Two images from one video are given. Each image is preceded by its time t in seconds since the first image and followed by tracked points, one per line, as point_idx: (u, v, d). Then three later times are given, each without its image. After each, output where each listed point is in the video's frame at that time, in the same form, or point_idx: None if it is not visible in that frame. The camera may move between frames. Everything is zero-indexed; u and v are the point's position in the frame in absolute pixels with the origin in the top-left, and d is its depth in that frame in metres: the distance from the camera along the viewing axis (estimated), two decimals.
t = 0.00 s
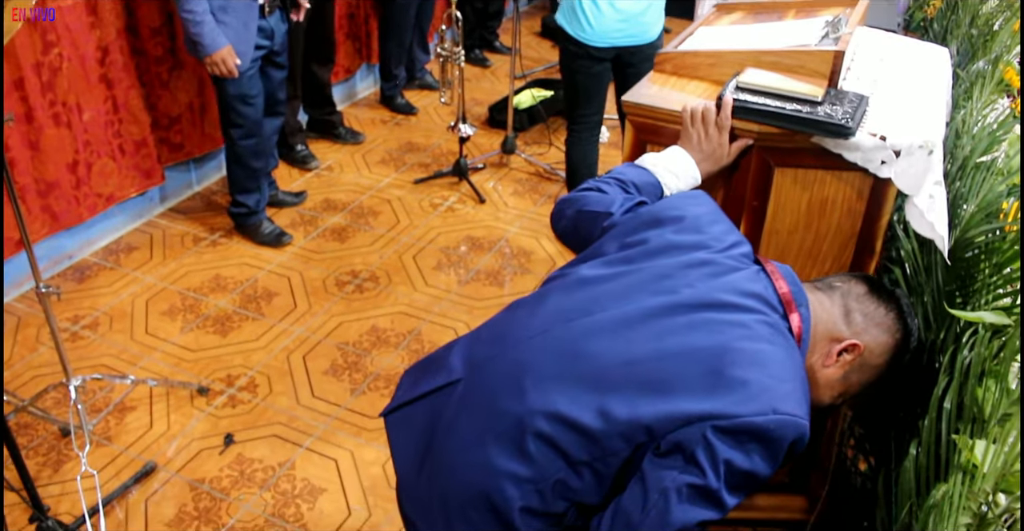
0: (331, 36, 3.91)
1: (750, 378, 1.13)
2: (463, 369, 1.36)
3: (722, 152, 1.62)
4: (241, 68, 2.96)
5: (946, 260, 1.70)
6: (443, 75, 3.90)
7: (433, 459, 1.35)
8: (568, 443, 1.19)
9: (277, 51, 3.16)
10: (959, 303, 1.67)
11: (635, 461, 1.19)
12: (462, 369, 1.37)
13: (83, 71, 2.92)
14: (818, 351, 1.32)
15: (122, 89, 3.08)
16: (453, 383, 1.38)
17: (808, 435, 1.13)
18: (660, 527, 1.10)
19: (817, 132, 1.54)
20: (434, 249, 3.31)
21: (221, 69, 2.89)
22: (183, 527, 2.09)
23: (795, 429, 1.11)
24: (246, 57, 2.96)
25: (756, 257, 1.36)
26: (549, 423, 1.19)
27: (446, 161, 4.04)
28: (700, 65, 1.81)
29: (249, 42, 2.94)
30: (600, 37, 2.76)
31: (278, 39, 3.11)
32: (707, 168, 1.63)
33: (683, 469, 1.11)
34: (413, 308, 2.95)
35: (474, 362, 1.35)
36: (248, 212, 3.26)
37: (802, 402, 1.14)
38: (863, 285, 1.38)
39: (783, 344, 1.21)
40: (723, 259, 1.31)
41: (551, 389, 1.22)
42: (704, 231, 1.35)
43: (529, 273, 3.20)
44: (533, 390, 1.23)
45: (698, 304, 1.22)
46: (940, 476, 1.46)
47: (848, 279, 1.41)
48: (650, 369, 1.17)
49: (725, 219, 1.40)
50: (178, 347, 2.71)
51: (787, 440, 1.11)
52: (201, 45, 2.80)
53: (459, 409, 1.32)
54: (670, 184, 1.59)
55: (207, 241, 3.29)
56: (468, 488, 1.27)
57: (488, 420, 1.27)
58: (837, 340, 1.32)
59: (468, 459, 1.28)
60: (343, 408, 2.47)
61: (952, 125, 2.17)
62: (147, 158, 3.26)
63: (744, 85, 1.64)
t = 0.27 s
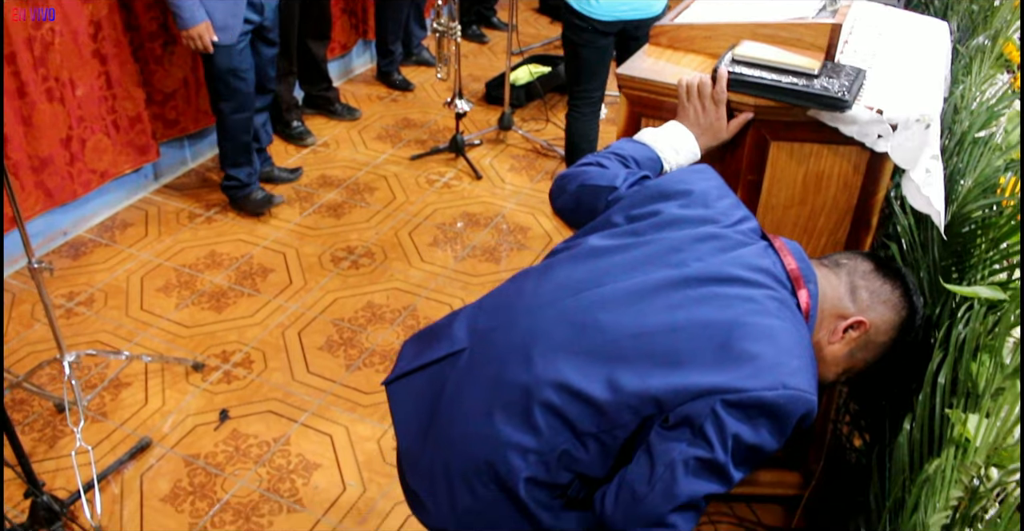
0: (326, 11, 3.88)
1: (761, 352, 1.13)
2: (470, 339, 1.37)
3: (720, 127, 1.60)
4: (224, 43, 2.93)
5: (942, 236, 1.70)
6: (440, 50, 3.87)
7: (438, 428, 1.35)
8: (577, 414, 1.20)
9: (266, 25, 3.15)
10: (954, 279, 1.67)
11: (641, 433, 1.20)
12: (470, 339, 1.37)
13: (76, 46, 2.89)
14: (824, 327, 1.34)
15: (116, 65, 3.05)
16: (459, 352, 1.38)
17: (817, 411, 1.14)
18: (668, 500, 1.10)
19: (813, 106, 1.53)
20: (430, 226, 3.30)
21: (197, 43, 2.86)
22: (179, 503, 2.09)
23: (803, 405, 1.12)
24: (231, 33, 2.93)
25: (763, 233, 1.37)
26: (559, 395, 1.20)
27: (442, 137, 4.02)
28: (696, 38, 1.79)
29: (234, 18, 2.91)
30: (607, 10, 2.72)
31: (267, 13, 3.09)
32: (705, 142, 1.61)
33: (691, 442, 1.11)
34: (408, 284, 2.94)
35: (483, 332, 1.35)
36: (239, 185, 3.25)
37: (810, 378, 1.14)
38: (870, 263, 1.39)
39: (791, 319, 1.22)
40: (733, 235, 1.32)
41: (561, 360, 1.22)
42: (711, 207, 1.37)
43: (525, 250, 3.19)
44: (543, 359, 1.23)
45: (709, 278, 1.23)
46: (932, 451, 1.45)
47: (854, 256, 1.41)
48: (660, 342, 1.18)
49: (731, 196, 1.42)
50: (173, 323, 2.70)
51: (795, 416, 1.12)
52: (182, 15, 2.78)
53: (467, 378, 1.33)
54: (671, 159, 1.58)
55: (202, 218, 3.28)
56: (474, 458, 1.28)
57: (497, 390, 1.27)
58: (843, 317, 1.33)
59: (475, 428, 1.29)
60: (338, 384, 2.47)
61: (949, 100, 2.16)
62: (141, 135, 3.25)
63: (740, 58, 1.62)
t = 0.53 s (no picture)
0: None
1: (772, 327, 1.13)
2: (475, 312, 1.35)
3: (716, 101, 1.58)
4: (219, 21, 2.88)
5: (940, 211, 1.68)
6: (435, 28, 3.84)
7: (444, 401, 1.35)
8: (586, 387, 1.20)
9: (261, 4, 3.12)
10: (952, 255, 1.66)
11: (649, 407, 1.20)
12: (474, 312, 1.36)
13: (66, 24, 2.85)
14: (829, 305, 1.34)
15: (107, 44, 3.02)
16: (463, 325, 1.37)
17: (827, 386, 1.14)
18: (678, 473, 1.12)
19: (809, 79, 1.50)
20: (426, 204, 3.28)
21: (194, 21, 2.80)
22: (174, 484, 2.09)
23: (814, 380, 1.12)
24: (225, 10, 2.88)
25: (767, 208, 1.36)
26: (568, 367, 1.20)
27: (438, 115, 3.99)
28: (692, 12, 1.77)
29: None
30: None
31: None
32: (702, 117, 1.59)
33: (702, 416, 1.12)
34: (403, 263, 2.92)
35: (488, 304, 1.34)
36: (238, 168, 3.22)
37: (820, 353, 1.14)
38: (873, 242, 1.38)
39: (799, 294, 1.21)
40: (739, 209, 1.32)
41: (570, 333, 1.21)
42: (716, 181, 1.36)
43: (521, 228, 3.18)
44: (551, 333, 1.23)
45: (718, 252, 1.22)
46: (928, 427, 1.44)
47: (857, 235, 1.41)
48: (669, 315, 1.17)
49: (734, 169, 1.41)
50: (167, 304, 2.69)
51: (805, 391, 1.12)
52: None
53: (473, 351, 1.32)
54: (669, 134, 1.55)
55: (196, 198, 3.26)
56: (481, 431, 1.28)
57: (505, 363, 1.27)
58: (847, 295, 1.32)
59: (482, 402, 1.28)
60: (334, 364, 2.46)
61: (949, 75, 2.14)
62: (134, 114, 3.22)
63: (735, 31, 1.59)
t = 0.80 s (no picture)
0: None
1: (771, 312, 1.13)
2: (470, 299, 1.34)
3: (706, 84, 1.57)
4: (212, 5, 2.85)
5: (930, 194, 1.68)
6: (422, 13, 3.81)
7: (439, 390, 1.33)
8: (585, 373, 1.19)
9: None
10: (942, 238, 1.65)
11: (648, 393, 1.19)
12: (469, 299, 1.34)
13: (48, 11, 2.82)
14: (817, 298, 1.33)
15: (90, 31, 2.99)
16: (458, 312, 1.35)
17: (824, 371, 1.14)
18: (679, 460, 1.12)
19: (799, 61, 1.49)
20: (415, 191, 3.26)
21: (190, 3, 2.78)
22: (163, 474, 2.07)
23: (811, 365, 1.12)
24: None
25: (758, 195, 1.36)
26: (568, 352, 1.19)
27: (427, 101, 3.97)
28: None
29: None
30: None
31: None
32: (692, 100, 1.57)
33: (703, 401, 1.12)
34: (392, 250, 2.91)
35: (483, 291, 1.32)
36: (224, 157, 3.19)
37: (817, 338, 1.15)
38: (853, 227, 1.36)
39: (795, 279, 1.21)
40: (733, 195, 1.32)
41: (569, 319, 1.20)
42: (709, 166, 1.36)
43: (511, 214, 3.16)
44: (549, 318, 1.21)
45: (715, 238, 1.22)
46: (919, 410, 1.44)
47: (837, 221, 1.39)
48: (668, 300, 1.17)
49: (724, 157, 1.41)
50: (155, 293, 2.67)
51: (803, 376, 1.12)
52: None
53: (468, 338, 1.31)
54: (658, 117, 1.53)
55: (184, 186, 3.23)
56: (478, 419, 1.26)
57: (502, 350, 1.25)
58: (832, 289, 1.32)
59: (479, 389, 1.27)
60: (323, 352, 2.45)
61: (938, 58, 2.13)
62: (120, 102, 3.19)
63: (725, 13, 1.57)
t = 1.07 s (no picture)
0: None
1: (768, 289, 1.12)
2: (463, 285, 1.33)
3: (694, 65, 1.56)
4: None
5: (921, 175, 1.67)
6: None
7: (437, 378, 1.33)
8: (584, 357, 1.19)
9: None
10: (933, 219, 1.64)
11: (648, 375, 1.19)
12: (463, 285, 1.34)
13: None
14: (814, 266, 1.33)
15: (70, 14, 2.94)
16: (452, 299, 1.34)
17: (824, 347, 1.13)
18: (680, 442, 1.11)
19: (789, 41, 1.47)
20: (402, 175, 3.24)
21: None
22: (150, 463, 2.06)
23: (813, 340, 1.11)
24: None
25: (748, 167, 1.34)
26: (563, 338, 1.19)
27: (413, 85, 3.93)
28: None
29: None
30: None
31: None
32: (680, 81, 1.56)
33: (702, 383, 1.12)
34: (380, 235, 2.89)
35: (476, 277, 1.32)
36: (208, 142, 3.16)
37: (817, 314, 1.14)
38: (846, 191, 1.34)
39: (790, 253, 1.20)
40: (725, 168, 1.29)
41: (564, 302, 1.20)
42: (697, 140, 1.34)
43: (499, 198, 3.14)
44: (544, 302, 1.21)
45: (710, 213, 1.20)
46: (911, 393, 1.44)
47: (830, 184, 1.37)
48: (664, 280, 1.15)
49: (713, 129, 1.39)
50: (140, 281, 2.64)
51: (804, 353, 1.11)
52: None
53: (463, 325, 1.30)
54: (646, 98, 1.52)
55: (168, 172, 3.20)
56: (478, 407, 1.27)
57: (499, 336, 1.25)
58: (829, 257, 1.31)
59: (477, 377, 1.27)
60: (311, 338, 2.43)
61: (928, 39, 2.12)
62: (102, 87, 3.15)
63: None
